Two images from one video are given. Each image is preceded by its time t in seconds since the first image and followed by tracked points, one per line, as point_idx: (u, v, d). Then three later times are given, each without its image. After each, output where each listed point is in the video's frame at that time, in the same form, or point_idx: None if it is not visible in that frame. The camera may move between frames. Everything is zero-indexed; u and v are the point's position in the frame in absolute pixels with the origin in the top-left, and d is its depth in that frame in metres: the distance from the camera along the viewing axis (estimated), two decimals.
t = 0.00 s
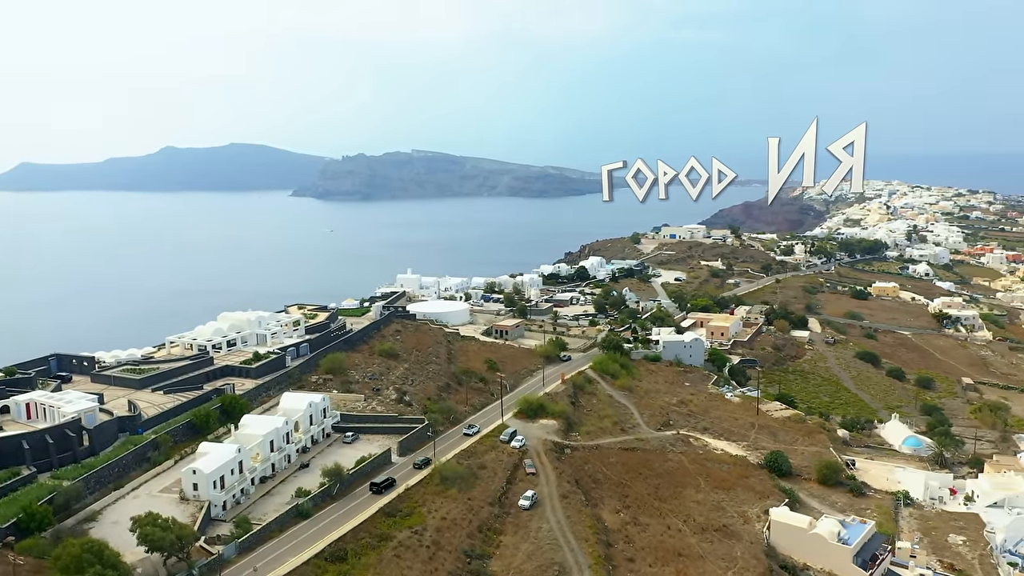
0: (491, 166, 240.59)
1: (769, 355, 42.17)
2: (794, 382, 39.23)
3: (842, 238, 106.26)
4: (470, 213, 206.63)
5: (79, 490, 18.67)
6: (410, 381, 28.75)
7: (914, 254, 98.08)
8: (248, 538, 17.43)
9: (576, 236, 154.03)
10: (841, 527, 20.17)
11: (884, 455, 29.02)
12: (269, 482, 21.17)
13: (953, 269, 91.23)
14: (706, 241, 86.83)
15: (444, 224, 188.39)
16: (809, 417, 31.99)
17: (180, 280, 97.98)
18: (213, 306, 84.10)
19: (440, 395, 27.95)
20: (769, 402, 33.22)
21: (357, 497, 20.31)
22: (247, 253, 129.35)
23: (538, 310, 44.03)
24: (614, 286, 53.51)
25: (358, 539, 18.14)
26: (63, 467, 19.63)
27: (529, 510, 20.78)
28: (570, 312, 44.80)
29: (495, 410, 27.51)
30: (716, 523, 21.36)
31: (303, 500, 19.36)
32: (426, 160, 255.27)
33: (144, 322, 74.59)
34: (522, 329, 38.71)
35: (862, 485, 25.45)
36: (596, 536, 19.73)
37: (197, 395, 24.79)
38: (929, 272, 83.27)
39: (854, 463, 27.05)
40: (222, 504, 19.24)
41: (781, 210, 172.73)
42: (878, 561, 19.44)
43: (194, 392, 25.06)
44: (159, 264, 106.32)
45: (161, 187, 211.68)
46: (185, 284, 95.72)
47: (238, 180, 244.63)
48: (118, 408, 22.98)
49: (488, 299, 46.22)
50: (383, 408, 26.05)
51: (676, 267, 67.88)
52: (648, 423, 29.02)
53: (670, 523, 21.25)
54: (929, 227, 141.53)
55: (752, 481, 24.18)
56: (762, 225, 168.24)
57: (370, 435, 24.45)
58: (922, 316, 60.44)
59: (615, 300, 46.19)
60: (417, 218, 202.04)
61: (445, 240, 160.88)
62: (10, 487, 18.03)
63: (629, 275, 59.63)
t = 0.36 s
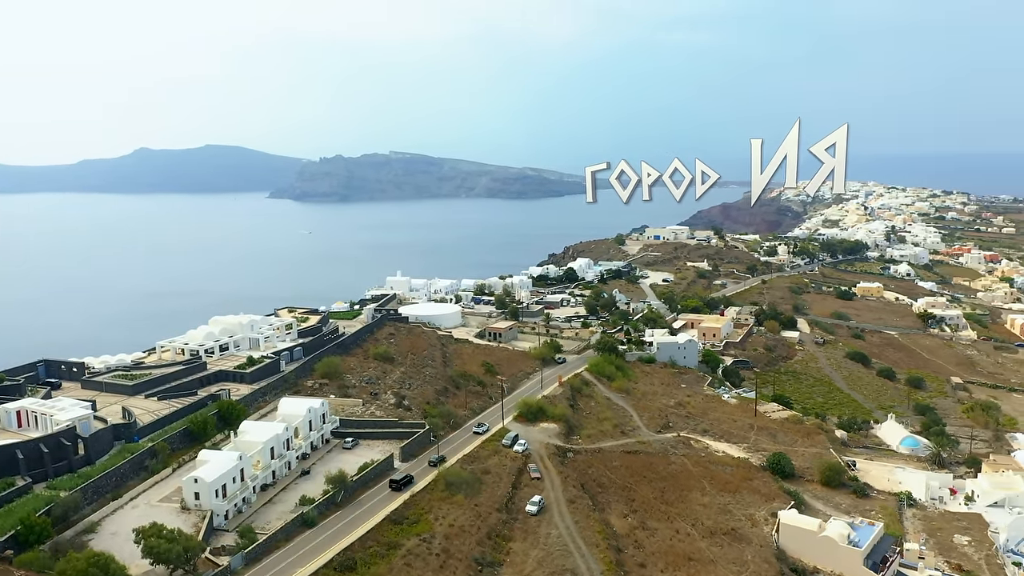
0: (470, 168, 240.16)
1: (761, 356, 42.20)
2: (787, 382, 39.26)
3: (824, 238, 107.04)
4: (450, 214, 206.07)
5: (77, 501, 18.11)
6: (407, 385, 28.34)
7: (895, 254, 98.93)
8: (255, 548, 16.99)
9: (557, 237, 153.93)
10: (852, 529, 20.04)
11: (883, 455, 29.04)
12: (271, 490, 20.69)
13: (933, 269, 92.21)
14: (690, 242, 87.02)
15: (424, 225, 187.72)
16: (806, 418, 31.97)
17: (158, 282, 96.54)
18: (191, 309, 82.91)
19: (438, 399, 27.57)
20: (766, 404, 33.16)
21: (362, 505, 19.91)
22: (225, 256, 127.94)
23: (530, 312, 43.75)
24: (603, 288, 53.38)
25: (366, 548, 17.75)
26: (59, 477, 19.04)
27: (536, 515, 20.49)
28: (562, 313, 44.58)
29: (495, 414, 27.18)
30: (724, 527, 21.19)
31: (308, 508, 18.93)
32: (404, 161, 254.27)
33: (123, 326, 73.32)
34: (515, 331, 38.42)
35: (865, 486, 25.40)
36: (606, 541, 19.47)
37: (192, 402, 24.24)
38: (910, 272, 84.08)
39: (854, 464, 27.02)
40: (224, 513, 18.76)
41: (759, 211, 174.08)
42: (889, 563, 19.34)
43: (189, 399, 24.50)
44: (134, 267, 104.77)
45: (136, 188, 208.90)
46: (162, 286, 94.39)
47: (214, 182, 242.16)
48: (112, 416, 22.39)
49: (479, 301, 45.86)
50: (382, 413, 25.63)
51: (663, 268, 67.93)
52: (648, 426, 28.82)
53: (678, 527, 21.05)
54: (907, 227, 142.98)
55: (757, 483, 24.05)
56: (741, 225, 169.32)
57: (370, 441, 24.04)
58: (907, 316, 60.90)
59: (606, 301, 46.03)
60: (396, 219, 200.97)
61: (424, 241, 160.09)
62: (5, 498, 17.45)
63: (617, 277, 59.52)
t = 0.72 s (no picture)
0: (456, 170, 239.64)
1: (761, 357, 42.13)
2: (788, 383, 39.19)
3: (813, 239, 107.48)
4: (437, 215, 205.50)
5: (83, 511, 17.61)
6: (412, 389, 27.96)
7: (884, 255, 99.44)
8: (269, 559, 16.57)
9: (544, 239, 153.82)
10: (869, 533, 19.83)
11: (890, 457, 28.95)
12: (279, 497, 20.25)
13: (922, 270, 92.81)
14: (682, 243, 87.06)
15: (411, 226, 187.12)
16: (811, 420, 31.85)
17: (141, 286, 95.32)
18: (178, 311, 81.99)
19: (444, 403, 27.21)
20: (770, 406, 33.03)
21: (375, 511, 19.53)
22: (211, 258, 126.86)
23: (528, 314, 43.47)
24: (599, 289, 53.18)
25: (382, 556, 17.37)
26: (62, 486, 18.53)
27: (551, 521, 20.17)
28: (560, 315, 44.33)
29: (501, 418, 26.86)
30: (740, 531, 20.95)
31: (321, 516, 18.52)
32: (390, 163, 253.39)
33: (107, 328, 72.10)
34: (515, 333, 38.13)
35: (875, 489, 25.25)
36: (623, 547, 19.18)
37: (195, 407, 23.76)
38: (900, 272, 84.56)
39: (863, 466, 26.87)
40: (234, 522, 18.34)
41: (745, 213, 174.86)
42: (908, 567, 19.15)
43: (191, 404, 24.02)
44: (117, 269, 103.41)
45: (119, 188, 206.87)
46: (146, 288, 93.40)
47: (198, 184, 240.39)
48: (114, 422, 21.86)
49: (477, 303, 45.54)
50: (388, 418, 25.24)
51: (657, 270, 67.88)
52: (655, 429, 28.58)
53: (693, 532, 20.78)
54: (893, 228, 143.86)
55: (769, 486, 23.86)
56: (727, 226, 170.01)
57: (377, 446, 23.64)
58: (901, 317, 61.12)
59: (604, 303, 45.83)
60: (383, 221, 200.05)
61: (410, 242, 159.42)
62: (8, 509, 16.92)
63: (613, 278, 59.36)
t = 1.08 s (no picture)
0: (444, 171, 239.09)
1: (763, 358, 41.95)
2: (791, 384, 39.06)
3: (805, 240, 107.74)
4: (425, 216, 204.74)
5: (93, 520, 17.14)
6: (418, 393, 27.55)
7: (876, 256, 99.77)
8: (285, 569, 16.16)
9: (534, 239, 153.47)
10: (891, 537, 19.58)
11: (899, 459, 28.79)
12: (290, 505, 19.81)
13: (913, 270, 93.10)
14: (675, 243, 86.95)
15: (399, 228, 186.28)
16: (818, 422, 31.66)
17: (125, 288, 94.05)
18: (165, 313, 80.97)
19: (451, 407, 26.81)
20: (777, 408, 32.86)
21: (390, 518, 19.14)
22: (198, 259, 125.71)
23: (529, 316, 43.12)
24: (597, 291, 52.89)
25: (400, 565, 16.98)
26: (69, 495, 18.07)
27: (568, 527, 19.83)
28: (561, 317, 44.01)
29: (510, 422, 26.52)
30: (759, 536, 20.67)
31: (336, 524, 18.12)
32: (377, 164, 252.41)
33: (92, 331, 70.78)
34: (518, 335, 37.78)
35: (888, 491, 25.05)
36: (644, 554, 18.87)
37: (200, 413, 23.27)
38: (892, 273, 84.77)
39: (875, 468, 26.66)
40: (247, 531, 17.90)
41: (733, 213, 175.23)
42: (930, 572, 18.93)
43: (196, 409, 23.53)
44: (101, 271, 102.05)
45: (103, 189, 204.86)
46: (132, 291, 92.32)
47: (183, 185, 238.50)
48: (118, 429, 21.37)
49: (476, 304, 45.16)
50: (397, 422, 24.80)
51: (652, 270, 67.71)
52: (664, 432, 28.31)
53: (711, 537, 20.51)
54: (883, 229, 144.46)
55: (784, 490, 23.63)
56: (716, 227, 170.24)
57: (386, 451, 23.22)
58: (897, 317, 61.19)
59: (604, 304, 45.53)
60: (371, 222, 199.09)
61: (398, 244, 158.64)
62: (16, 520, 16.45)
63: (609, 279, 59.10)
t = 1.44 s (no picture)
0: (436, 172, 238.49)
1: (768, 360, 41.72)
2: (797, 386, 38.84)
3: (800, 241, 107.79)
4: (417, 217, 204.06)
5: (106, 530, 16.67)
6: (428, 397, 27.14)
7: (871, 257, 99.89)
8: None
9: (527, 240, 153.01)
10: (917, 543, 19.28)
11: (913, 462, 28.56)
12: (305, 512, 19.36)
13: (908, 271, 93.26)
14: (671, 245, 86.74)
15: (391, 229, 185.49)
16: (830, 425, 31.41)
17: (114, 290, 93.01)
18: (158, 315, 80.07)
19: (462, 411, 26.41)
20: (787, 411, 32.62)
21: (409, 525, 18.74)
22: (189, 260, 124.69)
23: (533, 317, 42.76)
24: (599, 292, 52.57)
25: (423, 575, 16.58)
26: (80, 504, 17.58)
27: (589, 534, 19.48)
28: (564, 319, 43.67)
29: (522, 426, 26.14)
30: (781, 542, 20.36)
31: (354, 532, 17.69)
32: (368, 165, 251.52)
33: (84, 333, 69.98)
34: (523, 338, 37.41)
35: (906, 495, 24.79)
36: (668, 561, 18.54)
37: (209, 418, 22.77)
38: (889, 273, 84.87)
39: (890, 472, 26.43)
40: (264, 540, 17.45)
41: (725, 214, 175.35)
42: None
43: (205, 415, 23.04)
44: (90, 272, 100.93)
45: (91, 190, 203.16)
46: (123, 293, 91.39)
47: (172, 186, 236.91)
48: (126, 435, 20.87)
49: (478, 306, 44.76)
50: (408, 427, 24.37)
51: (651, 272, 67.43)
52: (677, 435, 28.00)
53: (734, 543, 20.19)
54: (876, 230, 144.82)
55: (803, 494, 23.34)
56: (708, 228, 170.29)
57: (399, 456, 22.80)
58: (896, 318, 61.13)
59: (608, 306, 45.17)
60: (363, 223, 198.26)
61: (390, 245, 157.90)
62: (28, 530, 15.97)
63: (610, 280, 58.79)
